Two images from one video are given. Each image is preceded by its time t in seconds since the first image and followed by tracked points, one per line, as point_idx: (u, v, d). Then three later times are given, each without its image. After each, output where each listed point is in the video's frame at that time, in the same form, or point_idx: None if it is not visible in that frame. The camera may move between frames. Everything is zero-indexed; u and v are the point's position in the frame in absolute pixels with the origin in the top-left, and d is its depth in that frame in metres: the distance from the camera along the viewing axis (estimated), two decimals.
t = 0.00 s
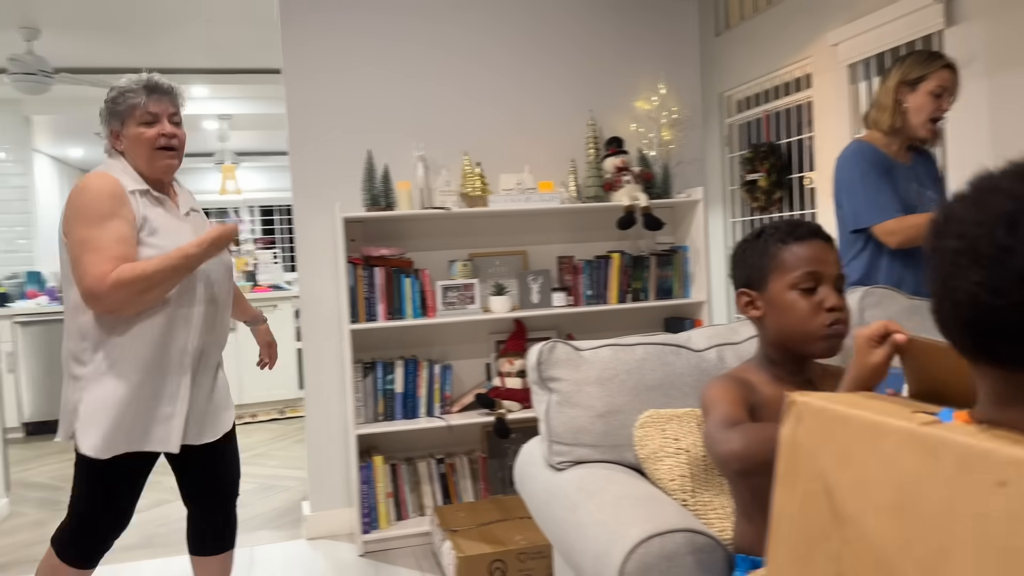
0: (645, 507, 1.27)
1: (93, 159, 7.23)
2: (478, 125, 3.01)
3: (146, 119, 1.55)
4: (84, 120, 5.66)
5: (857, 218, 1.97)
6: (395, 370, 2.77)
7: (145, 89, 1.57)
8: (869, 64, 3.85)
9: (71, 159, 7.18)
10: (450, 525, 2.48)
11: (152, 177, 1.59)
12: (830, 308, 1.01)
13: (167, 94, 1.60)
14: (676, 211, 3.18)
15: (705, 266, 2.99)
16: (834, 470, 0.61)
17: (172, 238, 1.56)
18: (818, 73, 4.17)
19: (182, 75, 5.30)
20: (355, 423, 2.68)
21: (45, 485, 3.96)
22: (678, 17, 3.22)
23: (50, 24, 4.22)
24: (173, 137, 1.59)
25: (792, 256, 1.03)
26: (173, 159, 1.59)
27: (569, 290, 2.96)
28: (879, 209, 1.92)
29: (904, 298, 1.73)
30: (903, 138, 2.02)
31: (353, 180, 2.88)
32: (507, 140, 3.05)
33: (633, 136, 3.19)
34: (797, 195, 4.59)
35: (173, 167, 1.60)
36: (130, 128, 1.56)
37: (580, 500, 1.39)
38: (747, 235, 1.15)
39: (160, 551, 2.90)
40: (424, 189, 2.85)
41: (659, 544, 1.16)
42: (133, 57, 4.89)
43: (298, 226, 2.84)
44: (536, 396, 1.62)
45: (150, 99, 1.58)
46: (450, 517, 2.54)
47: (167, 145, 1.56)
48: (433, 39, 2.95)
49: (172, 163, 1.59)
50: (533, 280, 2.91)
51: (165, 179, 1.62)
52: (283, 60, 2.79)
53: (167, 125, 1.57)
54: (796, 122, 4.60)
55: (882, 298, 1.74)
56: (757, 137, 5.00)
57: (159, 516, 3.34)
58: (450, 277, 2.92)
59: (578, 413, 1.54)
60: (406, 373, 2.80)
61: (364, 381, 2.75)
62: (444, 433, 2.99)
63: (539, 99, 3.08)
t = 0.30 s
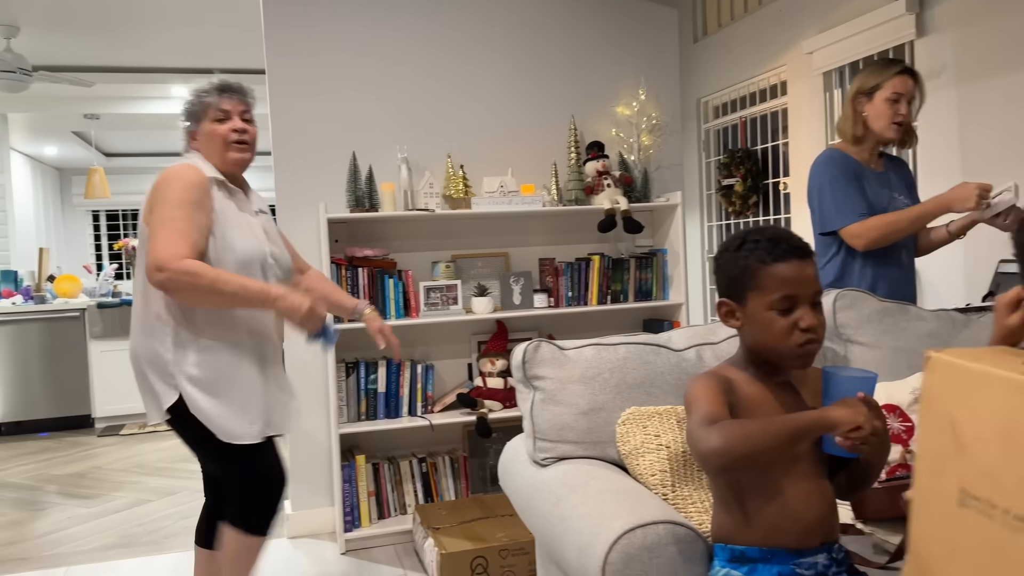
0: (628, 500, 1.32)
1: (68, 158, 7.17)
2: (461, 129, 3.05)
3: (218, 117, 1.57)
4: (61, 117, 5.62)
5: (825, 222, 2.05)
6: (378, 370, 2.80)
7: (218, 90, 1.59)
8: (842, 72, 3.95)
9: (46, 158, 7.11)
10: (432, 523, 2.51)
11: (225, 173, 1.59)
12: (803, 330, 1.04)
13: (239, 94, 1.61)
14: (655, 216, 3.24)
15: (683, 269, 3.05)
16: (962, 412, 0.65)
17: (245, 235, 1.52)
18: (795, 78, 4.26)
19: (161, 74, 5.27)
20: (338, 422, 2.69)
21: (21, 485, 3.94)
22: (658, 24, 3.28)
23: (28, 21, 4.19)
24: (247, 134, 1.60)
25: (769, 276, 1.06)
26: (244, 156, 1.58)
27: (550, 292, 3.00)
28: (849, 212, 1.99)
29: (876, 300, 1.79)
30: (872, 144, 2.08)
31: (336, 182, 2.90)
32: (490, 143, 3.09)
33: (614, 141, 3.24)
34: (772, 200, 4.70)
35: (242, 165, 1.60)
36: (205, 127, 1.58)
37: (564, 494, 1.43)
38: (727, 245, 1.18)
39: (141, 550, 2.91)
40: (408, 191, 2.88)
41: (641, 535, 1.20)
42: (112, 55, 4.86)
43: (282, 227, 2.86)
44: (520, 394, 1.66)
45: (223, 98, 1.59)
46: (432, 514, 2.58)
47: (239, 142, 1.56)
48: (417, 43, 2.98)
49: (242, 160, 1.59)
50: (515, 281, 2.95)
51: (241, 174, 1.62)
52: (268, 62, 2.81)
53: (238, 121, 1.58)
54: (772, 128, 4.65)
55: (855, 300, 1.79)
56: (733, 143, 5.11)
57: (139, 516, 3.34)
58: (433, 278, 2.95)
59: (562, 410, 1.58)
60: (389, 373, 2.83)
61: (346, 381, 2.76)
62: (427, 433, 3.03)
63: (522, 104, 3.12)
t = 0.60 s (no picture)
0: (608, 500, 1.34)
1: (46, 158, 7.13)
2: (443, 133, 3.07)
3: (294, 121, 1.58)
4: (40, 117, 5.59)
5: (798, 226, 2.15)
6: (360, 372, 2.82)
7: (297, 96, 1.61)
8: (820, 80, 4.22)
9: (24, 159, 7.06)
10: (414, 524, 2.52)
11: (299, 174, 1.60)
12: (776, 302, 1.07)
13: (318, 100, 1.62)
14: (635, 220, 3.28)
15: (662, 273, 3.09)
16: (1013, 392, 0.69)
17: (319, 231, 1.54)
18: (772, 86, 4.51)
19: (142, 75, 5.24)
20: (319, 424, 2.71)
21: None
22: (639, 30, 3.32)
23: (7, 21, 4.17)
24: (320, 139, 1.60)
25: (730, 264, 1.11)
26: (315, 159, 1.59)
27: (532, 295, 3.03)
28: (815, 217, 2.10)
29: (850, 305, 1.84)
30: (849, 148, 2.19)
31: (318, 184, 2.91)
32: (472, 147, 3.11)
33: (595, 145, 3.27)
34: (750, 205, 4.94)
35: (312, 170, 1.60)
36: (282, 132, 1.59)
37: (545, 494, 1.45)
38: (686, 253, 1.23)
39: (120, 552, 2.92)
40: (390, 194, 2.91)
41: (621, 534, 1.23)
42: (93, 56, 4.85)
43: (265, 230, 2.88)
44: (502, 396, 1.68)
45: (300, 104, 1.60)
46: (414, 516, 2.59)
47: (311, 145, 1.57)
48: (399, 47, 3.00)
49: (312, 164, 1.59)
50: (497, 285, 3.00)
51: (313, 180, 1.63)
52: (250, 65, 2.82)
53: (312, 126, 1.58)
54: (750, 134, 4.93)
55: (830, 304, 1.84)
56: (713, 148, 5.34)
57: (118, 519, 3.34)
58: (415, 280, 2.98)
59: (543, 412, 1.61)
60: (371, 375, 2.84)
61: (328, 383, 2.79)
62: (410, 434, 3.04)
63: (504, 109, 3.14)
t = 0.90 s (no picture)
0: (571, 503, 1.36)
1: (19, 161, 7.07)
2: (417, 138, 3.09)
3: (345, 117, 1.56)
4: (13, 119, 5.55)
5: (769, 226, 2.26)
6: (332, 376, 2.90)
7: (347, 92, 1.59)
8: (792, 88, 4.30)
9: None
10: (386, 528, 2.53)
11: (349, 171, 1.57)
12: (730, 304, 1.11)
13: (369, 96, 1.59)
14: (609, 226, 3.31)
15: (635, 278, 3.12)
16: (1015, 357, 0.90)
17: (364, 218, 1.49)
18: (746, 93, 4.61)
19: (117, 78, 5.21)
20: (292, 429, 2.84)
21: None
22: (613, 38, 3.36)
23: None
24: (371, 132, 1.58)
25: (685, 267, 1.14)
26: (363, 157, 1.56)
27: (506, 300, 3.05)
28: (784, 219, 2.21)
29: (813, 310, 1.88)
30: (828, 156, 2.30)
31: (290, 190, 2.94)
32: (446, 153, 3.13)
33: (569, 151, 3.31)
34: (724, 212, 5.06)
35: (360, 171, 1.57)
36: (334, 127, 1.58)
37: (511, 497, 1.47)
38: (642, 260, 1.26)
39: (91, 557, 2.91)
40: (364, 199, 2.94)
41: (582, 536, 1.25)
42: (67, 58, 4.82)
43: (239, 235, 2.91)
44: (471, 401, 1.70)
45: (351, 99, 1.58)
46: (386, 519, 2.61)
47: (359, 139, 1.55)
48: (374, 54, 3.03)
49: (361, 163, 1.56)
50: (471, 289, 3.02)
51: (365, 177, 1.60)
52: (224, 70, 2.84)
53: (361, 119, 1.56)
54: (725, 141, 4.99)
55: (793, 310, 1.89)
56: (688, 154, 5.42)
57: (90, 523, 3.33)
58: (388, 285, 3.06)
59: (511, 416, 1.63)
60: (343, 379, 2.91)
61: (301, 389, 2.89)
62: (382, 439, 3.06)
63: (479, 115, 3.17)
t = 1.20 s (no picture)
0: (517, 508, 1.38)
1: None
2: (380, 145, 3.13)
3: (380, 120, 1.87)
4: None
5: (732, 233, 2.30)
6: (295, 383, 2.94)
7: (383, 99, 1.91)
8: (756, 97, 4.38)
9: None
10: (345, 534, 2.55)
11: (384, 167, 1.87)
12: (687, 310, 1.18)
13: (400, 100, 1.90)
14: (573, 232, 3.35)
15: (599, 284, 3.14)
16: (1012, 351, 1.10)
17: (382, 227, 1.82)
18: (711, 101, 4.69)
19: (82, 80, 5.15)
20: (252, 435, 2.85)
21: None
22: (577, 47, 3.39)
23: None
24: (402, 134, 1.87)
25: (641, 273, 1.18)
26: (395, 152, 1.84)
27: (470, 305, 3.05)
28: (744, 226, 2.26)
29: (762, 317, 1.96)
30: (790, 165, 2.35)
31: (252, 196, 2.97)
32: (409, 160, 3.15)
33: (533, 158, 3.33)
34: (690, 217, 5.12)
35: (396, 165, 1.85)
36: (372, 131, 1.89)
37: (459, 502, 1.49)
38: (587, 268, 1.28)
39: (47, 565, 2.89)
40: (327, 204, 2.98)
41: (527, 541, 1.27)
42: (30, 61, 4.77)
43: (199, 241, 2.91)
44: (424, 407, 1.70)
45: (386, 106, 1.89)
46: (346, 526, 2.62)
47: (391, 139, 1.84)
48: (338, 62, 3.06)
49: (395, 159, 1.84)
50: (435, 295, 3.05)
51: (400, 174, 1.89)
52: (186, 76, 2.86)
53: (394, 123, 1.86)
54: (691, 148, 5.07)
55: (744, 316, 1.97)
56: (655, 161, 5.47)
57: (48, 530, 3.30)
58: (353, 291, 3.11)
59: (463, 422, 1.64)
60: (305, 386, 2.96)
61: (262, 394, 2.91)
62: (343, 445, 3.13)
63: (442, 122, 3.19)
